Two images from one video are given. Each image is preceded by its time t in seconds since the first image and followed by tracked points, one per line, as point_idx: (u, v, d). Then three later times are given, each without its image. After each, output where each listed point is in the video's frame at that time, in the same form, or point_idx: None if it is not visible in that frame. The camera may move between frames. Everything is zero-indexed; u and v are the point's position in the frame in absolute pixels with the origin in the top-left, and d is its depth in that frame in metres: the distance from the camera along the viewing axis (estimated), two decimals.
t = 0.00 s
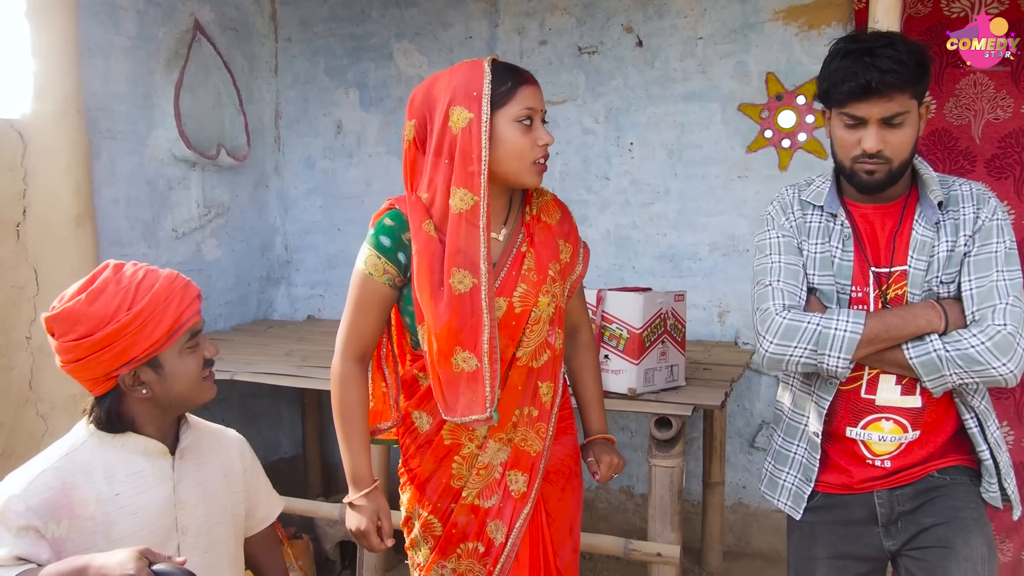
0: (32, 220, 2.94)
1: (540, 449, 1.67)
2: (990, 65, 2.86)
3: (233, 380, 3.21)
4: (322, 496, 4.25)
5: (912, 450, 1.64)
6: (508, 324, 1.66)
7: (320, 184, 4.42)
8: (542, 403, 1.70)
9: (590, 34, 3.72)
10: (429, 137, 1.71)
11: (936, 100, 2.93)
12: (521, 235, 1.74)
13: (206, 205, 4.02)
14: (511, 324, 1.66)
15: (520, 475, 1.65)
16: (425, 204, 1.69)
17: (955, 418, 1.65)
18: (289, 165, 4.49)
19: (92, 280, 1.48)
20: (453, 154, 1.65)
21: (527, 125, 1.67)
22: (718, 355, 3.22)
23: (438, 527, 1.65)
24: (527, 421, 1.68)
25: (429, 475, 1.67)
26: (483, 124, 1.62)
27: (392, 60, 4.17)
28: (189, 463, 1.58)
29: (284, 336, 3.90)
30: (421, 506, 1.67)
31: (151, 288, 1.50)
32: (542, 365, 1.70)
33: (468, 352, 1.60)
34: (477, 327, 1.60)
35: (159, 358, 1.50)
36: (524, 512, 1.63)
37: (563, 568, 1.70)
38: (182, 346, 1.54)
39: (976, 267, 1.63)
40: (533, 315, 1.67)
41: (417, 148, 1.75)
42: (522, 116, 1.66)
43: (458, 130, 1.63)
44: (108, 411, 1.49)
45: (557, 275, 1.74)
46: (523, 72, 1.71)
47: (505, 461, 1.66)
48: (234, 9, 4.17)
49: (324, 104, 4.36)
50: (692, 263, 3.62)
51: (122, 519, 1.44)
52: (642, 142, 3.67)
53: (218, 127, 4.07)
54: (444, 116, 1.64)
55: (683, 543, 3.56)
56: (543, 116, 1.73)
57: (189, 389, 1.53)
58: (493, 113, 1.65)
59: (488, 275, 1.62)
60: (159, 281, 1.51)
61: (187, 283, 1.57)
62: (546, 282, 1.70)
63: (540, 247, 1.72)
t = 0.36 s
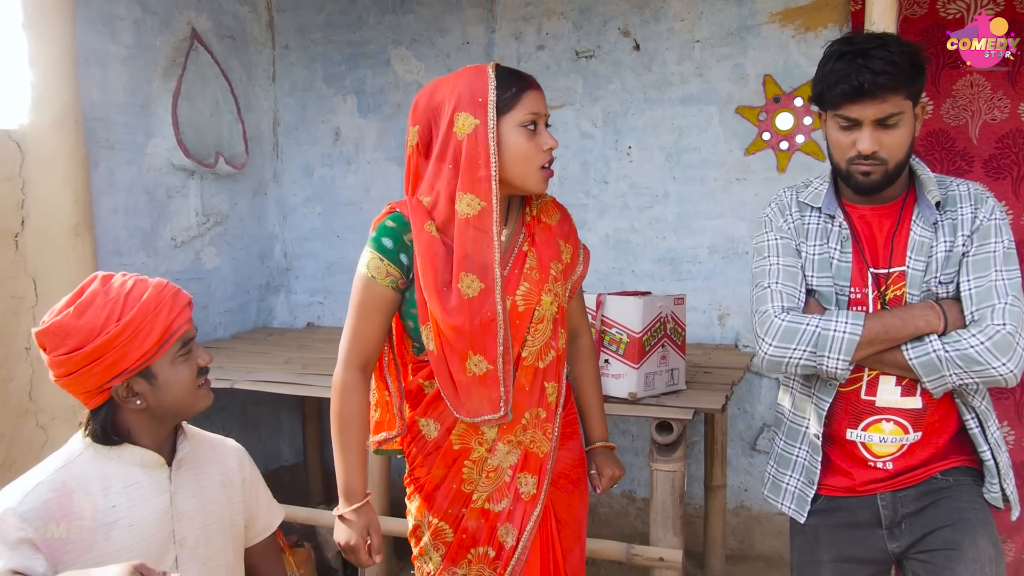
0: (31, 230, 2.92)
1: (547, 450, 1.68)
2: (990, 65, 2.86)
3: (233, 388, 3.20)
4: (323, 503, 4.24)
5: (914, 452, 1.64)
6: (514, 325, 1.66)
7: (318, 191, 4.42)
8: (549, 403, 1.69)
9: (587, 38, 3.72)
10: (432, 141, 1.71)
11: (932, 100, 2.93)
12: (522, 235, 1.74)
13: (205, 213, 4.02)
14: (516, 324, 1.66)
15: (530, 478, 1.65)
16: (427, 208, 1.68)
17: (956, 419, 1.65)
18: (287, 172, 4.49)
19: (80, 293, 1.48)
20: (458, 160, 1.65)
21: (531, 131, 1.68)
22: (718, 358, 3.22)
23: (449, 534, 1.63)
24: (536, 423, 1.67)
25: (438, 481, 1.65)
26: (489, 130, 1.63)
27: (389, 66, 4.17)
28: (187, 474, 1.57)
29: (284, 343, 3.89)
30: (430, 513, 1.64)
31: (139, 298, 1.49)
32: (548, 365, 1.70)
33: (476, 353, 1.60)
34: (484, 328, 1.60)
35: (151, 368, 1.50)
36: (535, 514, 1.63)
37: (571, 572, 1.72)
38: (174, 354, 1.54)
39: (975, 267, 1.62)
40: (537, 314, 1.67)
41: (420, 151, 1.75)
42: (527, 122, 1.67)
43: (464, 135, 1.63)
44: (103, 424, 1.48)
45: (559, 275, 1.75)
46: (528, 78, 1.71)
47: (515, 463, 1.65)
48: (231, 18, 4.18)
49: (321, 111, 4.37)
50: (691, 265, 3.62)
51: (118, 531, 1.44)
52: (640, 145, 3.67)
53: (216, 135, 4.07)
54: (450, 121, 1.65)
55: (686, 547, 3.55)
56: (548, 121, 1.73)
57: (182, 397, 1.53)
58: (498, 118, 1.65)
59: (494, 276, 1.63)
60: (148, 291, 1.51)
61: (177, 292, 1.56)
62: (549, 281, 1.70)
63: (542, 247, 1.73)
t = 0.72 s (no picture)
0: (29, 230, 2.92)
1: (547, 455, 1.68)
2: (990, 65, 2.86)
3: (229, 391, 3.20)
4: (318, 506, 4.23)
5: (909, 462, 1.64)
6: (517, 328, 1.65)
7: (317, 194, 4.42)
8: (549, 408, 1.69)
9: (587, 44, 3.73)
10: (434, 143, 1.71)
11: (932, 111, 2.96)
12: (527, 240, 1.74)
13: (203, 214, 4.02)
14: (519, 328, 1.65)
15: (528, 482, 1.65)
16: (431, 210, 1.68)
17: (952, 430, 1.65)
18: (286, 175, 4.49)
19: (56, 303, 1.46)
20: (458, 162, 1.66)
21: (530, 134, 1.68)
22: (716, 365, 3.22)
23: (447, 538, 1.63)
24: (536, 427, 1.68)
25: (437, 484, 1.64)
26: (489, 132, 1.63)
27: (389, 70, 4.18)
28: (180, 478, 1.57)
29: (282, 346, 3.89)
30: (428, 517, 1.62)
31: (117, 300, 1.47)
32: (550, 369, 1.70)
33: (478, 355, 1.60)
34: (487, 330, 1.61)
35: (140, 368, 1.49)
36: (532, 519, 1.63)
37: None
38: (162, 351, 1.53)
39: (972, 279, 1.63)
40: (542, 319, 1.67)
41: (422, 152, 1.75)
42: (527, 125, 1.67)
43: (463, 136, 1.64)
44: (98, 430, 1.48)
45: (563, 280, 1.75)
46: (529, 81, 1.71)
47: (513, 467, 1.65)
48: (232, 20, 4.18)
49: (321, 114, 4.37)
50: (689, 272, 3.62)
51: (109, 536, 1.43)
52: (639, 152, 3.68)
53: (215, 137, 4.07)
54: (451, 122, 1.65)
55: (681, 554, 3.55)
56: (547, 124, 1.73)
57: (175, 393, 1.53)
58: (498, 121, 1.66)
59: (496, 280, 1.63)
60: (125, 292, 1.48)
61: (156, 288, 1.54)
62: (553, 286, 1.70)
63: (546, 252, 1.73)
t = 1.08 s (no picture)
0: (30, 235, 2.93)
1: (549, 459, 1.68)
2: (990, 65, 2.87)
3: (231, 394, 3.20)
4: (319, 510, 4.23)
5: (911, 465, 1.64)
6: (519, 331, 1.65)
7: (318, 198, 4.43)
8: (551, 411, 1.69)
9: (588, 47, 3.73)
10: (438, 147, 1.71)
11: (933, 114, 2.96)
12: (530, 243, 1.74)
13: (205, 218, 4.02)
14: (521, 331, 1.65)
15: (530, 485, 1.65)
16: (434, 213, 1.69)
17: (954, 433, 1.65)
18: (287, 178, 4.49)
19: (51, 304, 1.49)
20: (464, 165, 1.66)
21: (536, 139, 1.68)
22: (717, 368, 3.22)
23: (449, 540, 1.63)
24: (537, 430, 1.67)
25: (439, 487, 1.64)
26: (494, 136, 1.63)
27: (390, 74, 4.19)
28: (176, 485, 1.57)
29: (283, 349, 3.89)
30: (431, 519, 1.64)
31: (101, 309, 1.47)
32: (552, 373, 1.69)
33: (480, 357, 1.60)
34: (488, 333, 1.61)
35: (112, 382, 1.47)
36: (534, 522, 1.63)
37: None
38: (140, 367, 1.50)
39: (973, 282, 1.63)
40: (543, 322, 1.67)
41: (427, 156, 1.75)
42: (532, 130, 1.67)
43: (469, 140, 1.64)
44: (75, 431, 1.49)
45: (565, 284, 1.75)
46: (535, 87, 1.72)
47: (515, 470, 1.65)
48: (233, 24, 4.19)
49: (322, 118, 4.38)
50: (690, 275, 3.62)
51: (100, 543, 1.43)
52: (640, 155, 3.68)
53: (216, 141, 4.08)
54: (456, 126, 1.65)
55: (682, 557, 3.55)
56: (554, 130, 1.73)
57: (147, 414, 1.49)
58: (504, 125, 1.66)
59: (499, 282, 1.63)
60: (112, 303, 1.48)
61: (148, 302, 1.52)
62: (555, 289, 1.70)
63: (548, 255, 1.72)
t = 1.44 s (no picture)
0: (34, 238, 2.94)
1: (553, 461, 1.66)
2: (990, 65, 2.87)
3: (234, 397, 3.20)
4: (323, 512, 4.23)
5: (913, 467, 1.64)
6: (524, 333, 1.65)
7: (321, 200, 4.44)
8: (556, 414, 1.68)
9: (590, 49, 3.74)
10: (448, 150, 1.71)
11: (935, 115, 2.95)
12: (538, 246, 1.73)
13: (208, 221, 4.03)
14: (526, 333, 1.65)
15: (533, 487, 1.64)
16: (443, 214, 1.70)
17: (955, 435, 1.65)
18: (290, 181, 4.50)
19: (55, 304, 1.49)
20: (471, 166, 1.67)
21: (541, 140, 1.68)
22: (720, 370, 3.22)
23: (452, 540, 1.63)
24: (541, 432, 1.66)
25: (443, 486, 1.65)
26: (501, 138, 1.64)
27: (393, 77, 4.20)
28: (183, 477, 1.57)
29: (286, 352, 3.90)
30: (435, 518, 1.64)
31: (110, 303, 1.48)
32: (557, 376, 1.69)
33: (485, 358, 1.60)
34: (493, 334, 1.61)
35: (128, 373, 1.48)
36: (537, 524, 1.62)
37: None
38: (152, 356, 1.51)
39: (974, 284, 1.63)
40: (548, 324, 1.66)
41: (437, 158, 1.76)
42: (538, 132, 1.67)
43: (476, 142, 1.65)
44: (90, 430, 1.50)
45: (574, 287, 1.74)
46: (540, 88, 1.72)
47: (519, 472, 1.64)
48: (236, 27, 4.20)
49: (325, 120, 4.39)
50: (693, 277, 3.62)
51: (112, 534, 1.44)
52: (642, 157, 3.68)
53: (219, 143, 4.09)
54: (464, 128, 1.66)
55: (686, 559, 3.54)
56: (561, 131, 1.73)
57: (164, 401, 1.51)
58: (510, 128, 1.66)
59: (504, 282, 1.63)
60: (120, 296, 1.49)
61: (153, 294, 1.53)
62: (561, 292, 1.70)
63: (556, 259, 1.72)
